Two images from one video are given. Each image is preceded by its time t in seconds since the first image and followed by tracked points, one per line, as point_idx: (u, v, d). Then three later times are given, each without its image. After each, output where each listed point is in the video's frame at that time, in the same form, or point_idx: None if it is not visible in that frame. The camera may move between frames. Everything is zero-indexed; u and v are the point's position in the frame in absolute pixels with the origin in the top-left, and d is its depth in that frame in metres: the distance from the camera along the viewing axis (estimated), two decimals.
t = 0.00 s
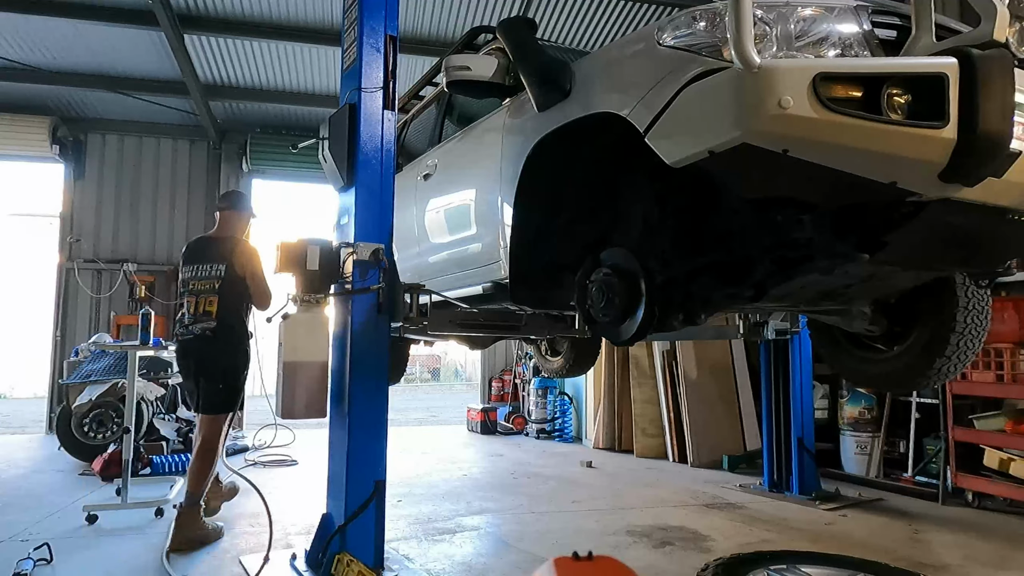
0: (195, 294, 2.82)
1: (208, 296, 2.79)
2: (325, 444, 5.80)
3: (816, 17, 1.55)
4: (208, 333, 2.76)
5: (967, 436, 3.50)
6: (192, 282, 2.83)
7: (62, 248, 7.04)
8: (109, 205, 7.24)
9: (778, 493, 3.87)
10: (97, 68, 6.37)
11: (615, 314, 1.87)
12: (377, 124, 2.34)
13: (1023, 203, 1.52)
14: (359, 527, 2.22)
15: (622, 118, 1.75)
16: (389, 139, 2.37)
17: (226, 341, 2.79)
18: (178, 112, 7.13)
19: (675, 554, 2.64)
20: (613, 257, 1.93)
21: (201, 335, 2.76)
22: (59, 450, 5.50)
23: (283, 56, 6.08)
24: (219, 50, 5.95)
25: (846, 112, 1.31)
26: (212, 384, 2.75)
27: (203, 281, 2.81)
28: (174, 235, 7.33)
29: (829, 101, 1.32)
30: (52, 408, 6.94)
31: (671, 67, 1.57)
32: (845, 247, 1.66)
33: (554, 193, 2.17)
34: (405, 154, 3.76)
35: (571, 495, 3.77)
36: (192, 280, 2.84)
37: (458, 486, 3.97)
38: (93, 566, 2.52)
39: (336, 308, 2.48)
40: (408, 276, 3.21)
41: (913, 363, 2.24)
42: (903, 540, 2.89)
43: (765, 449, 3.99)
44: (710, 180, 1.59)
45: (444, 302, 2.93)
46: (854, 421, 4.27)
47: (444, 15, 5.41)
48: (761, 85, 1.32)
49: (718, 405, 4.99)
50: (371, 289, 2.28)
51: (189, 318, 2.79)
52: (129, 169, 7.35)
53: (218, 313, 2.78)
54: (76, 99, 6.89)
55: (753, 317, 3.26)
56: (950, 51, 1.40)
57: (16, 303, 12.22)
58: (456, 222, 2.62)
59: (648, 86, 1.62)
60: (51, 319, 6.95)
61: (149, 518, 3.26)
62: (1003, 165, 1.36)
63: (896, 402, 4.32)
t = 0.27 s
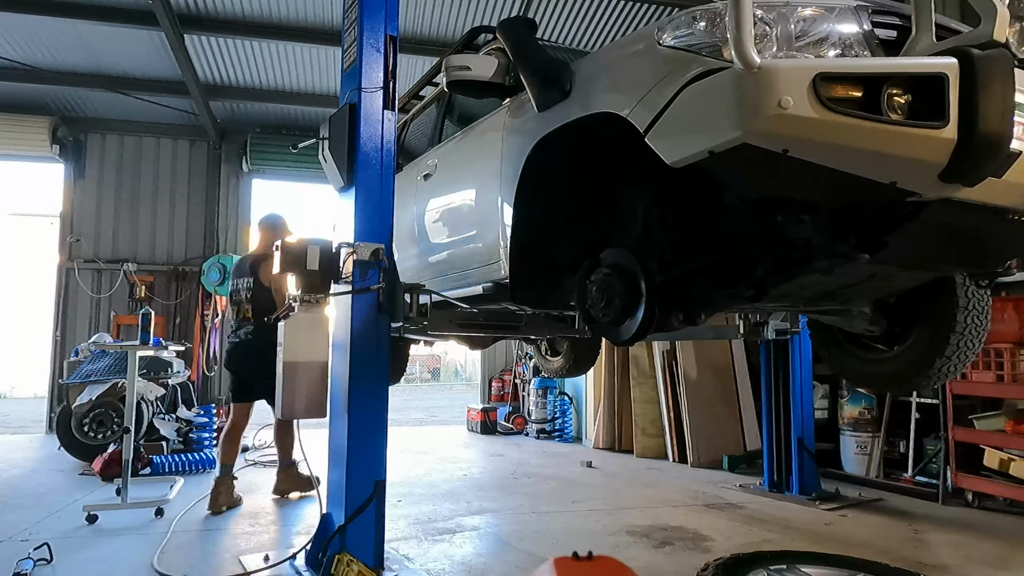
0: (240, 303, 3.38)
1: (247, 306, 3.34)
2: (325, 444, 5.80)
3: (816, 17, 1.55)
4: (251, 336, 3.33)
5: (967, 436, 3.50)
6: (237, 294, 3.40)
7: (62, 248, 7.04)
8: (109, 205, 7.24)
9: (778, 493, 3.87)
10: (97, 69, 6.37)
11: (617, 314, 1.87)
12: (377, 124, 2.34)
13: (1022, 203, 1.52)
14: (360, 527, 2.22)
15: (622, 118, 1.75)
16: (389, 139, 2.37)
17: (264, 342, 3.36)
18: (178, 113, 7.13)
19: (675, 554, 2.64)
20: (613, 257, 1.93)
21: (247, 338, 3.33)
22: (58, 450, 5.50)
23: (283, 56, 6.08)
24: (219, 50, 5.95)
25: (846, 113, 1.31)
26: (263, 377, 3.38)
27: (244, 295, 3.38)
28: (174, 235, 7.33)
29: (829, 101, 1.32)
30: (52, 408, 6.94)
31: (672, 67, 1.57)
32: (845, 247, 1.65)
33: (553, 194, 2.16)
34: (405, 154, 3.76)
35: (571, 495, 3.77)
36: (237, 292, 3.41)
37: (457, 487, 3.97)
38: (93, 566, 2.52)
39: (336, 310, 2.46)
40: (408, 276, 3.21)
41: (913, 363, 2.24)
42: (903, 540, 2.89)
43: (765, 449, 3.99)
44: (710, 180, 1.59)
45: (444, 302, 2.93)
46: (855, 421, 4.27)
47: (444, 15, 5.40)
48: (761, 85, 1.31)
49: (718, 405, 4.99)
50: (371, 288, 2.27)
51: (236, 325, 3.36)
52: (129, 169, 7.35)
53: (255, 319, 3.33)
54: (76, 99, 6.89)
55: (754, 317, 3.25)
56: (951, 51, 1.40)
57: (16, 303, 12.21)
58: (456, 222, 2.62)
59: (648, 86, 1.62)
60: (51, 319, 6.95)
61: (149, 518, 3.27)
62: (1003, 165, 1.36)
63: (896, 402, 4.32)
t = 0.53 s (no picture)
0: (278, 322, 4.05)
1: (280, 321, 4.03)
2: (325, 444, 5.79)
3: (816, 17, 1.55)
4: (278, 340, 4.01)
5: (967, 436, 3.50)
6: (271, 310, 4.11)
7: (62, 248, 7.04)
8: (109, 205, 7.24)
9: (778, 493, 3.87)
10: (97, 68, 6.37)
11: (617, 314, 1.87)
12: (377, 124, 2.34)
13: (1023, 202, 1.52)
14: (360, 527, 2.22)
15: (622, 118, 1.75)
16: (389, 139, 2.37)
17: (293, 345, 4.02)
18: (178, 112, 7.13)
19: (675, 554, 2.64)
20: (614, 257, 1.93)
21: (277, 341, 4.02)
22: (58, 450, 5.49)
23: (283, 56, 6.08)
24: (219, 50, 5.95)
25: (845, 112, 1.31)
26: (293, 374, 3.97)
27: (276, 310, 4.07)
28: (174, 235, 7.33)
29: (829, 100, 1.32)
30: (52, 408, 6.93)
31: (672, 67, 1.57)
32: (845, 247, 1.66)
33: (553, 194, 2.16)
34: (405, 154, 3.76)
35: (571, 495, 3.77)
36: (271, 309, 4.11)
37: (457, 487, 3.97)
38: (94, 566, 2.52)
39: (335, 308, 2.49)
40: (407, 276, 3.21)
41: (913, 363, 2.24)
42: (904, 540, 2.89)
43: (765, 449, 3.99)
44: (710, 180, 1.59)
45: (444, 302, 2.93)
46: (854, 421, 4.28)
47: (444, 15, 5.40)
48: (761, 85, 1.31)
49: (718, 405, 4.99)
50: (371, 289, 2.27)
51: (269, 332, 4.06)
52: (129, 169, 7.35)
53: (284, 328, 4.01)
54: (76, 99, 6.89)
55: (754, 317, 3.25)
56: (951, 51, 1.40)
57: (15, 303, 12.19)
58: (456, 222, 2.62)
59: (648, 86, 1.62)
60: (51, 319, 6.95)
61: (149, 518, 3.27)
62: (1003, 165, 1.36)
63: (896, 402, 4.32)
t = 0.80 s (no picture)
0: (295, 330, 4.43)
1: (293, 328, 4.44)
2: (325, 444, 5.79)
3: (816, 17, 1.55)
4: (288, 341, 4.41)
5: (968, 436, 3.50)
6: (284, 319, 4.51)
7: (62, 248, 7.04)
8: (109, 205, 7.24)
9: (778, 493, 3.87)
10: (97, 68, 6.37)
11: (617, 314, 1.87)
12: (377, 124, 2.34)
13: (1022, 202, 1.52)
14: (361, 526, 2.22)
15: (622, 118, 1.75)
16: (389, 139, 2.37)
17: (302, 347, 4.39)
18: (178, 113, 7.13)
19: (675, 554, 2.64)
20: (614, 258, 1.93)
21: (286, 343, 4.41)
22: (58, 450, 5.49)
23: (283, 56, 6.08)
24: (219, 50, 5.95)
25: (845, 112, 1.31)
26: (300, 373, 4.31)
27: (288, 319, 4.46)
28: (174, 235, 7.33)
29: (829, 100, 1.32)
30: (52, 409, 6.93)
31: (672, 67, 1.57)
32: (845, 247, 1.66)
33: (553, 194, 2.17)
34: (405, 154, 3.77)
35: (571, 494, 3.77)
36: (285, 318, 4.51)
37: (457, 487, 3.97)
38: (94, 566, 2.53)
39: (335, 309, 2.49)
40: (408, 277, 3.21)
41: (913, 363, 2.24)
42: (904, 540, 2.89)
43: (765, 449, 3.99)
44: (709, 179, 1.59)
45: (444, 302, 2.94)
46: (854, 421, 4.28)
47: (444, 14, 5.40)
48: (761, 85, 1.31)
49: (718, 405, 4.99)
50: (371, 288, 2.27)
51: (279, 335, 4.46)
52: (129, 169, 7.35)
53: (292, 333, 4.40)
54: (76, 99, 6.89)
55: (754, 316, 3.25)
56: (951, 51, 1.40)
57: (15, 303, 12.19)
58: (456, 222, 2.62)
59: (648, 85, 1.62)
60: (51, 319, 6.95)
61: (149, 518, 3.27)
62: (1003, 165, 1.36)
63: (896, 402, 4.32)
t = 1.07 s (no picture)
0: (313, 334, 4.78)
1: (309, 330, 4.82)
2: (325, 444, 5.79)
3: (816, 17, 1.55)
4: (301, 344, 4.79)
5: (968, 436, 3.50)
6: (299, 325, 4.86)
7: (62, 248, 7.04)
8: (109, 205, 7.24)
9: (778, 493, 3.87)
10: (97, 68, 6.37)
11: (618, 314, 1.87)
12: (377, 124, 2.34)
13: (1023, 202, 1.52)
14: (361, 526, 2.22)
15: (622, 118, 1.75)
16: (389, 139, 2.37)
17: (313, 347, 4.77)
18: (178, 112, 7.13)
19: (675, 554, 2.64)
20: (614, 258, 1.93)
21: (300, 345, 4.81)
22: (58, 450, 5.49)
23: (282, 56, 6.08)
24: (219, 50, 5.95)
25: (845, 112, 1.31)
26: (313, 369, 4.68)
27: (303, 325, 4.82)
28: (174, 235, 7.34)
29: (829, 100, 1.32)
30: (52, 409, 6.93)
31: (671, 67, 1.57)
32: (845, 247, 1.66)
33: (552, 194, 2.17)
34: (405, 154, 3.77)
35: (570, 494, 3.77)
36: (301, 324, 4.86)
37: (457, 487, 3.97)
38: (94, 566, 2.53)
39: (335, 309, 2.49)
40: (408, 277, 3.21)
41: (913, 363, 2.24)
42: (904, 540, 2.89)
43: (765, 449, 3.99)
44: (709, 179, 1.59)
45: (444, 302, 2.94)
46: (854, 421, 4.28)
47: (444, 14, 5.40)
48: (761, 85, 1.32)
49: (718, 405, 4.99)
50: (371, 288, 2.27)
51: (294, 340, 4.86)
52: (129, 169, 7.35)
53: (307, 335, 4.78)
54: (76, 99, 6.89)
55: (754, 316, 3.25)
56: (951, 50, 1.40)
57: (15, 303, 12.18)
58: (456, 222, 2.62)
59: (648, 85, 1.62)
60: (51, 319, 6.95)
61: (149, 518, 3.27)
62: (1003, 165, 1.36)
63: (896, 402, 4.32)
